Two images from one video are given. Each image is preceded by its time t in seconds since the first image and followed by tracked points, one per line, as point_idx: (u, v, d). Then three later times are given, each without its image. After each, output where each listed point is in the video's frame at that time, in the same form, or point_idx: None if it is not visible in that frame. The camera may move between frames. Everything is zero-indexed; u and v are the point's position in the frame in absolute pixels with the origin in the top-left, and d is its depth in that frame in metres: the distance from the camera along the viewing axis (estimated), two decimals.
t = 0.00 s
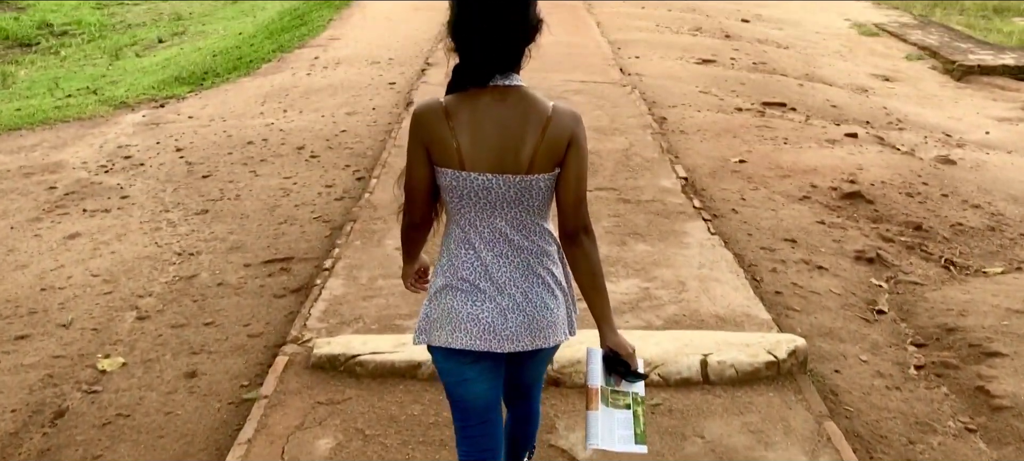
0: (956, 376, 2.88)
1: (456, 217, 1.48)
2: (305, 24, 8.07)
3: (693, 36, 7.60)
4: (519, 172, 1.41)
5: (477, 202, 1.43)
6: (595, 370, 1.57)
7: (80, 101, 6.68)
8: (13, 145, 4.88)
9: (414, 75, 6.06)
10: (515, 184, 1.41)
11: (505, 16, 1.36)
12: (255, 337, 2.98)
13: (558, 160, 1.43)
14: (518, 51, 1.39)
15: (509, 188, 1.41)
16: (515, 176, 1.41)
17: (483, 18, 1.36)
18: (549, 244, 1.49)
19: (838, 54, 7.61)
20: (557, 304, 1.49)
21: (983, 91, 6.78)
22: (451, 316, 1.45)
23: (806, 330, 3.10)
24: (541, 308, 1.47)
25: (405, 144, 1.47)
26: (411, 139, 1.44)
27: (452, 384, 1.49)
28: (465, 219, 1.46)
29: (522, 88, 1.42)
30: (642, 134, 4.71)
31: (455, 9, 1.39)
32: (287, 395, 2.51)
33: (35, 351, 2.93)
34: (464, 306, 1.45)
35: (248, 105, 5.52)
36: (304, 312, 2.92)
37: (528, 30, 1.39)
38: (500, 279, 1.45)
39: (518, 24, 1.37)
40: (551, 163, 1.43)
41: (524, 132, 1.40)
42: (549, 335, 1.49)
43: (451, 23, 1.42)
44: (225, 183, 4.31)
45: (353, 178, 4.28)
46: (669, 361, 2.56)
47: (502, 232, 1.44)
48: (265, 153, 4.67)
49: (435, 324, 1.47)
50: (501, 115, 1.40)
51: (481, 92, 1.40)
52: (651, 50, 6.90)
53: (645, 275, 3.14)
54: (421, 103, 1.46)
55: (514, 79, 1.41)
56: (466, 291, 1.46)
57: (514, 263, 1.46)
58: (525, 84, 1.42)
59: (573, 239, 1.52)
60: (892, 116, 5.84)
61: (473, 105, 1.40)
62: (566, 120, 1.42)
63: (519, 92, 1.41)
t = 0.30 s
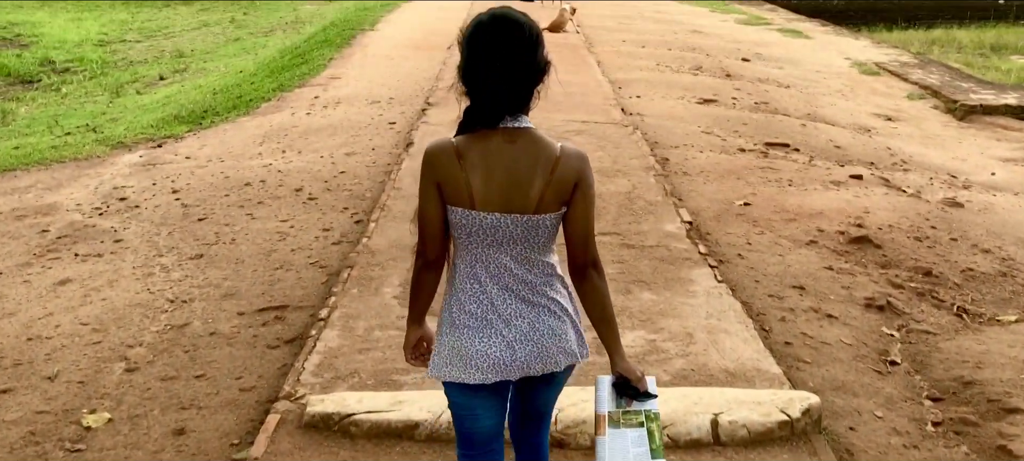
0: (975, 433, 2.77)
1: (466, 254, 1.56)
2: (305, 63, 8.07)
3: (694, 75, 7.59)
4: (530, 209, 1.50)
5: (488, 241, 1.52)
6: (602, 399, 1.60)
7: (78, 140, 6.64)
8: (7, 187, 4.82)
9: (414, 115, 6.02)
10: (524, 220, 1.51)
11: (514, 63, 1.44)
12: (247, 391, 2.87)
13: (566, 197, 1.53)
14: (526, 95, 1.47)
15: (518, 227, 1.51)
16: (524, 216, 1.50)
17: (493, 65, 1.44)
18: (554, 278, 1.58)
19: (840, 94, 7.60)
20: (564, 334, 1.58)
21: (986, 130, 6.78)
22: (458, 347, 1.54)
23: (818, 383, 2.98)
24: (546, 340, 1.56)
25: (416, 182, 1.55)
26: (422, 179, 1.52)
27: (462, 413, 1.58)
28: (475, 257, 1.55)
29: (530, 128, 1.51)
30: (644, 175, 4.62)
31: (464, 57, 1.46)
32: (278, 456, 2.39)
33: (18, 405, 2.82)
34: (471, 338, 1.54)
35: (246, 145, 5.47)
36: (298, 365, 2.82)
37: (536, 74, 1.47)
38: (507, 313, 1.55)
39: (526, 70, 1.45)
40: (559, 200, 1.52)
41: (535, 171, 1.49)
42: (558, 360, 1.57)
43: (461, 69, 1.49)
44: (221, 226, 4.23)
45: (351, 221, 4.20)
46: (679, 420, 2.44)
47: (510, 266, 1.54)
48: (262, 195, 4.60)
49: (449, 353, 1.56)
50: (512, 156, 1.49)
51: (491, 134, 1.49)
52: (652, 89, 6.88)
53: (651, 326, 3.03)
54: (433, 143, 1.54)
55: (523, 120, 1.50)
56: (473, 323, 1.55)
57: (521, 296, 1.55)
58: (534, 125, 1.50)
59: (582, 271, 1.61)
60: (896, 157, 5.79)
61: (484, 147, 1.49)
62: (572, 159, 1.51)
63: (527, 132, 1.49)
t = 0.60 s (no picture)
0: None
1: (473, 273, 1.66)
2: (305, 96, 8.05)
3: (695, 109, 7.56)
4: (534, 227, 1.60)
5: (494, 260, 1.62)
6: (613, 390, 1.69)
7: (74, 174, 6.58)
8: None
9: (414, 149, 5.96)
10: (530, 240, 1.60)
11: (522, 87, 1.57)
12: (238, 441, 2.75)
13: (569, 217, 1.63)
14: (534, 116, 1.59)
15: (524, 245, 1.61)
16: (531, 234, 1.60)
17: (502, 88, 1.56)
18: (557, 299, 1.68)
19: (842, 127, 7.57)
20: (562, 366, 1.67)
21: (991, 165, 6.75)
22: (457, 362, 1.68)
23: (832, 432, 2.86)
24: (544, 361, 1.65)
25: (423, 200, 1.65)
26: (429, 198, 1.62)
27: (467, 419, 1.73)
28: (482, 277, 1.65)
29: (534, 149, 1.62)
30: (647, 212, 4.54)
31: (473, 80, 1.58)
32: None
33: None
34: (473, 353, 1.67)
35: (244, 180, 5.40)
36: (291, 414, 2.71)
37: (542, 98, 1.60)
38: (506, 331, 1.65)
39: (534, 93, 1.58)
40: (564, 219, 1.62)
41: (540, 191, 1.60)
42: (554, 393, 1.65)
43: (470, 92, 1.62)
44: (216, 264, 4.14)
45: (348, 259, 4.11)
46: None
47: (513, 287, 1.64)
48: (259, 231, 4.52)
49: (453, 370, 1.69)
50: (518, 176, 1.60)
51: (499, 155, 1.60)
52: (654, 123, 6.84)
53: (658, 372, 2.93)
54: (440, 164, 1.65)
55: (527, 141, 1.62)
56: (473, 340, 1.67)
57: (521, 317, 1.65)
58: (538, 146, 1.63)
59: (590, 284, 1.74)
60: (901, 193, 5.73)
61: (491, 165, 1.60)
62: (576, 181, 1.62)
63: (532, 153, 1.61)
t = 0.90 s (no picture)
0: None
1: (479, 305, 1.71)
2: (304, 126, 8.01)
3: (697, 140, 7.50)
4: (542, 259, 1.63)
5: (500, 293, 1.67)
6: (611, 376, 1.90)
7: (70, 206, 6.50)
8: None
9: (414, 181, 5.87)
10: (538, 270, 1.63)
11: (531, 122, 1.59)
12: None
13: (577, 249, 1.66)
14: (542, 149, 1.62)
15: (530, 277, 1.64)
16: (539, 266, 1.63)
17: (510, 121, 1.58)
18: (561, 330, 1.73)
19: (845, 159, 7.51)
20: (558, 406, 1.73)
21: (996, 197, 6.68)
22: (461, 388, 1.77)
23: None
24: (545, 392, 1.73)
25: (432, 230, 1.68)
26: (438, 229, 1.65)
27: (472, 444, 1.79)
28: (487, 309, 1.70)
29: (542, 181, 1.65)
30: (652, 247, 4.44)
31: (482, 113, 1.61)
32: None
33: None
34: (473, 383, 1.75)
35: (240, 212, 5.32)
36: None
37: (549, 131, 1.62)
38: (509, 362, 1.72)
39: (542, 125, 1.60)
40: (572, 251, 1.65)
41: (549, 223, 1.62)
42: (547, 435, 1.73)
43: (479, 124, 1.64)
44: (210, 301, 4.04)
45: (345, 296, 4.01)
46: None
47: (517, 318, 1.69)
48: (254, 267, 4.42)
49: (455, 397, 1.78)
50: (526, 209, 1.62)
51: (507, 186, 1.62)
52: (656, 154, 6.77)
53: (666, 420, 2.80)
54: (450, 196, 1.67)
55: (535, 174, 1.64)
56: (477, 367, 1.74)
57: (524, 348, 1.71)
58: (546, 179, 1.65)
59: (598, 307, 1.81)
60: (908, 226, 5.64)
61: (500, 197, 1.62)
62: (585, 213, 1.65)
63: (540, 185, 1.63)
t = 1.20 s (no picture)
0: None
1: (484, 342, 1.79)
2: (305, 157, 7.95)
3: (701, 172, 7.43)
4: (546, 297, 1.71)
5: (504, 331, 1.75)
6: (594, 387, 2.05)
7: (66, 238, 6.41)
8: None
9: (414, 214, 5.78)
10: (541, 309, 1.71)
11: (538, 165, 1.67)
12: None
13: (580, 288, 1.74)
14: (548, 189, 1.70)
15: (534, 315, 1.72)
16: (542, 303, 1.71)
17: (517, 161, 1.66)
18: (564, 368, 1.81)
19: (850, 191, 7.45)
20: (559, 442, 1.81)
21: (1004, 231, 6.61)
22: (465, 422, 1.84)
23: None
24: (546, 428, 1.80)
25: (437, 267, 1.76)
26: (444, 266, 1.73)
27: None
28: (492, 346, 1.78)
29: (547, 220, 1.73)
30: (659, 284, 4.33)
31: (490, 154, 1.68)
32: None
33: None
34: (477, 418, 1.83)
35: (238, 246, 5.23)
36: None
37: (557, 172, 1.70)
38: (512, 398, 1.79)
39: (549, 167, 1.68)
40: (575, 290, 1.73)
41: (552, 262, 1.71)
42: None
43: (486, 163, 1.72)
44: (205, 340, 3.93)
45: (344, 335, 3.90)
46: None
47: (520, 356, 1.76)
48: (251, 304, 4.32)
49: (460, 430, 1.85)
50: (530, 248, 1.71)
51: (512, 226, 1.71)
52: (659, 186, 6.69)
53: None
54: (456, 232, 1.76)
55: (541, 214, 1.73)
56: (480, 403, 1.82)
57: (527, 384, 1.78)
58: (551, 218, 1.73)
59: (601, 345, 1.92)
60: (917, 261, 5.55)
61: (505, 236, 1.71)
62: (587, 254, 1.73)
63: (544, 224, 1.72)
